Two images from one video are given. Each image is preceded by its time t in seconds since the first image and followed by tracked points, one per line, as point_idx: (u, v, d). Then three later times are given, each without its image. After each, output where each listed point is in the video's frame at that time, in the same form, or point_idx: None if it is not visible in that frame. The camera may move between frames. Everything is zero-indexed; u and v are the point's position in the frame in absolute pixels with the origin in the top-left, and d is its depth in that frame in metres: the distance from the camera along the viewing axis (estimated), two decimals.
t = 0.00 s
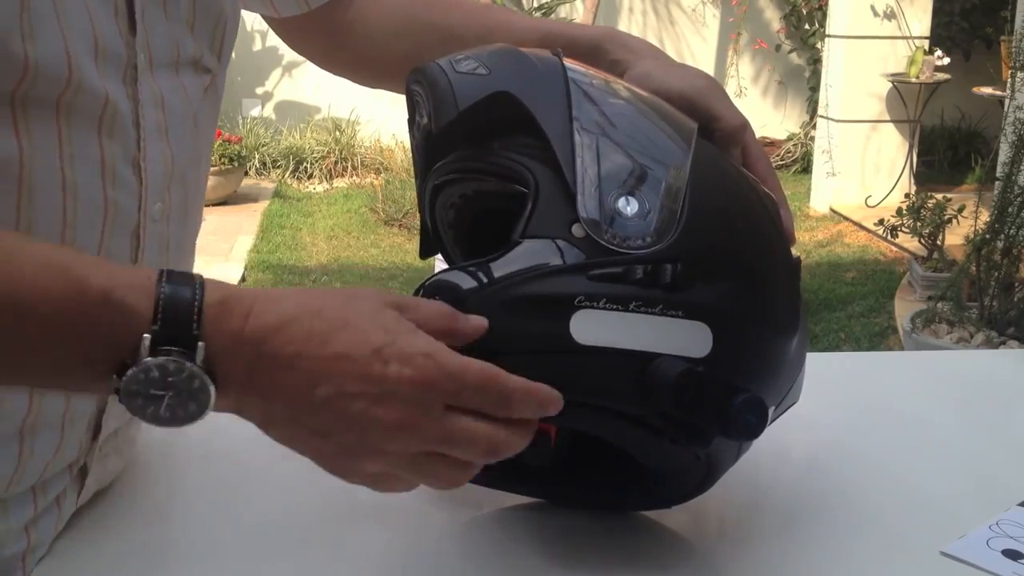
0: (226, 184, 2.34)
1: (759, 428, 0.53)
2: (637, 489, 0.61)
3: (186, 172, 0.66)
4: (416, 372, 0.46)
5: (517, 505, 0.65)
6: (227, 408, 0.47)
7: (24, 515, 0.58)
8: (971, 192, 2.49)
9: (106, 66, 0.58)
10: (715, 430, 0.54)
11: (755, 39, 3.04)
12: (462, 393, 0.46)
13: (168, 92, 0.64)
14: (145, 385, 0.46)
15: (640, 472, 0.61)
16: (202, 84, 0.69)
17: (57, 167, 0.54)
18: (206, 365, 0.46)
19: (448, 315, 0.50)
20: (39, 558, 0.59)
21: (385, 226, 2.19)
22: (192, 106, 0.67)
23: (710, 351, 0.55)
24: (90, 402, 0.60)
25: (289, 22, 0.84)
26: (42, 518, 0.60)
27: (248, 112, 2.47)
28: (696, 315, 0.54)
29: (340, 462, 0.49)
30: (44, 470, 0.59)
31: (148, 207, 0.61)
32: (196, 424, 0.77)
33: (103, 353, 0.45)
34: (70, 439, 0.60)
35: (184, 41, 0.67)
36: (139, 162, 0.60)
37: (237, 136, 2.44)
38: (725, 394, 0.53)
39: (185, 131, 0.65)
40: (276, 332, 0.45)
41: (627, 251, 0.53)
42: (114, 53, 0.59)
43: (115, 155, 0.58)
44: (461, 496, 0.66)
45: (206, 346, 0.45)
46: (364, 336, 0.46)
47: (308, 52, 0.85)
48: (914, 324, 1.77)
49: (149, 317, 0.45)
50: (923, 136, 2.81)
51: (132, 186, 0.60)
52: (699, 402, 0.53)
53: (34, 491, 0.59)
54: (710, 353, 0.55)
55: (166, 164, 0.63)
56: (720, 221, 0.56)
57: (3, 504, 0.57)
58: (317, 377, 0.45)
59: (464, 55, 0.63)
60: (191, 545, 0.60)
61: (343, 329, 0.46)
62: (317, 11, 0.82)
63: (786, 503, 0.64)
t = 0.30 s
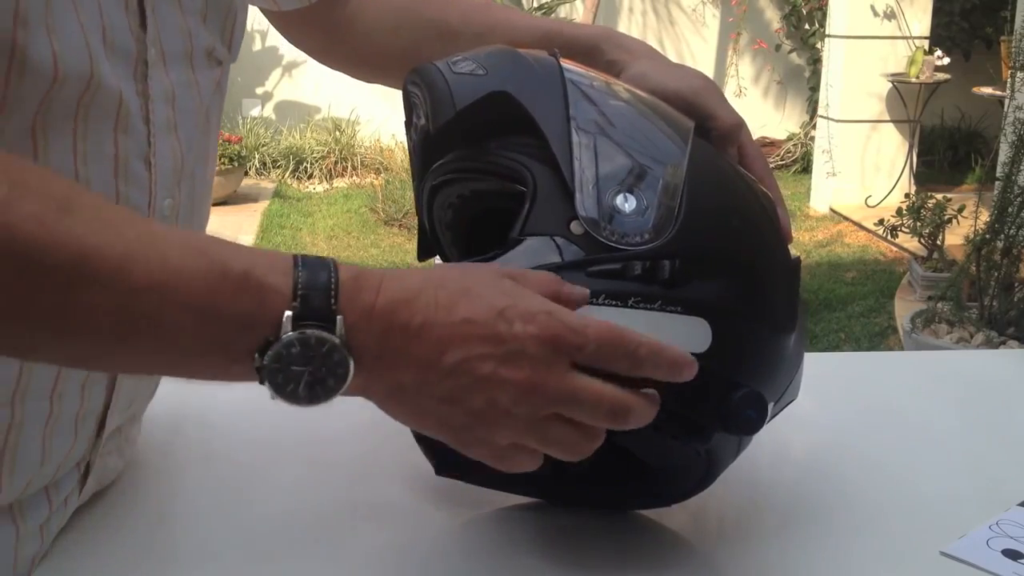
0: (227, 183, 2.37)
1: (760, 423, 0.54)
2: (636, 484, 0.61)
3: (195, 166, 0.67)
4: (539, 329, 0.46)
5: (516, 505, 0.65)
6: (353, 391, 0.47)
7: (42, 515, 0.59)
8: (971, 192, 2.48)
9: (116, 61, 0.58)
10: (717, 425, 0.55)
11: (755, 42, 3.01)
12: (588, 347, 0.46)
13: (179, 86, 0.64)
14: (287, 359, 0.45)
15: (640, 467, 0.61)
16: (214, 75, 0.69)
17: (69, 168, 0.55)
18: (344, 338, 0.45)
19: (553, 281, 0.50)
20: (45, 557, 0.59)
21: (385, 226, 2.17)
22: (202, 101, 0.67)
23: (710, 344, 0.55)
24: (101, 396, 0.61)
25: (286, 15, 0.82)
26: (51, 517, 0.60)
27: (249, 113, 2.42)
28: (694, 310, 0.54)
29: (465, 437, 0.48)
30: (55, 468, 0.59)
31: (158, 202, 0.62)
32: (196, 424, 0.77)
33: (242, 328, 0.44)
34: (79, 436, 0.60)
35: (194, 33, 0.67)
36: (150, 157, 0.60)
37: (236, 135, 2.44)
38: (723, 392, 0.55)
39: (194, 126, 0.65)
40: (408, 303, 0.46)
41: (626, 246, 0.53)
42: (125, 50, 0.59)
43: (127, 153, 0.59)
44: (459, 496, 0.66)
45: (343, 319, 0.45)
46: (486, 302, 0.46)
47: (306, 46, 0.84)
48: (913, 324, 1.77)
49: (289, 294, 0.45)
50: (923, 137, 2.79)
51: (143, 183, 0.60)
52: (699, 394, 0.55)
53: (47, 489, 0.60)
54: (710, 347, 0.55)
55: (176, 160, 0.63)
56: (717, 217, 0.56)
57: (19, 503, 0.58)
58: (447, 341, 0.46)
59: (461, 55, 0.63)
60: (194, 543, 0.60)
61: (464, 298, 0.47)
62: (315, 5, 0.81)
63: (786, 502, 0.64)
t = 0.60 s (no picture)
0: (226, 183, 2.36)
1: (756, 422, 0.52)
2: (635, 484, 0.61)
3: (194, 169, 0.67)
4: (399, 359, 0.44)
5: (513, 505, 0.65)
6: (290, 424, 0.46)
7: (38, 514, 0.59)
8: (970, 192, 2.48)
9: (114, 65, 0.59)
10: (713, 424, 0.53)
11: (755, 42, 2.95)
12: (455, 374, 0.44)
13: (178, 90, 0.64)
14: (140, 394, 0.46)
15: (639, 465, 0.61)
16: (211, 79, 0.69)
17: (67, 171, 0.55)
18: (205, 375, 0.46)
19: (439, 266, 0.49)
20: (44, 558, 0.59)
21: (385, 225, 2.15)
22: (200, 105, 0.67)
23: (707, 343, 0.55)
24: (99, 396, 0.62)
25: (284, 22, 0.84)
26: (49, 516, 0.60)
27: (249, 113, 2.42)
28: (691, 309, 0.54)
29: (352, 467, 0.47)
30: (53, 467, 0.59)
31: (158, 206, 0.62)
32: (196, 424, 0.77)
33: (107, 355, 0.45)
34: (78, 436, 0.61)
35: (191, 37, 0.68)
36: (148, 161, 0.61)
37: (235, 135, 2.45)
38: (720, 388, 0.53)
39: (192, 130, 0.66)
40: (272, 337, 0.45)
41: (616, 246, 0.53)
42: (123, 52, 0.60)
43: (124, 155, 0.59)
44: (457, 496, 0.66)
45: (203, 354, 0.45)
46: (352, 333, 0.45)
47: (300, 52, 0.86)
48: (913, 324, 1.77)
49: (150, 325, 0.46)
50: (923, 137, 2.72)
51: (141, 186, 0.60)
52: (696, 394, 0.53)
53: (43, 488, 0.60)
54: (707, 346, 0.55)
55: (174, 163, 0.63)
56: (712, 217, 0.56)
57: (14, 502, 0.58)
58: (314, 374, 0.45)
59: (457, 58, 0.63)
60: (192, 542, 0.60)
61: (330, 328, 0.45)
62: (314, 13, 0.83)
63: (785, 503, 0.64)
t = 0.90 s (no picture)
0: (227, 183, 2.37)
1: (758, 424, 0.52)
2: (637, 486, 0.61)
3: (194, 170, 0.67)
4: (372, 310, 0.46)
5: (515, 505, 0.65)
6: (301, 392, 0.47)
7: (39, 514, 0.59)
8: (971, 192, 2.48)
9: (110, 65, 0.59)
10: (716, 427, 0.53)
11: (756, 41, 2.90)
12: (425, 322, 0.46)
13: (177, 92, 0.64)
14: (91, 359, 0.47)
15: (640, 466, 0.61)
16: (210, 81, 0.70)
17: (65, 170, 0.56)
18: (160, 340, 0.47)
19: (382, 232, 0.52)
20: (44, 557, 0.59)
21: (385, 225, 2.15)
22: (199, 106, 0.67)
23: (709, 345, 0.55)
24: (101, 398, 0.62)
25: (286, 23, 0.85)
26: (50, 516, 0.60)
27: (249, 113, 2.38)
28: (694, 310, 0.54)
29: (324, 430, 0.48)
30: (55, 467, 0.60)
31: (158, 206, 0.62)
32: (196, 424, 0.77)
33: (52, 327, 0.47)
34: (79, 436, 0.61)
35: (190, 39, 0.68)
36: (147, 161, 0.61)
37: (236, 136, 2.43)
38: (723, 391, 0.53)
39: (193, 131, 0.66)
40: (230, 299, 0.46)
41: (623, 246, 0.53)
42: (120, 53, 0.60)
43: (123, 155, 0.59)
44: (459, 496, 0.66)
45: (155, 318, 0.47)
46: (312, 292, 0.47)
47: (303, 54, 0.87)
48: (914, 324, 1.77)
49: (98, 293, 0.47)
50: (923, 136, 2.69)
51: (140, 186, 0.60)
52: (699, 396, 0.53)
53: (44, 487, 0.60)
54: (709, 348, 0.55)
55: (174, 164, 0.63)
56: (715, 218, 0.56)
57: (14, 500, 0.58)
58: (281, 334, 0.46)
59: (459, 55, 0.63)
60: (191, 542, 0.60)
61: (290, 290, 0.47)
62: (316, 16, 0.83)
63: (785, 504, 0.64)
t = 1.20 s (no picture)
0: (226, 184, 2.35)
1: (757, 424, 0.52)
2: (637, 486, 0.61)
3: (198, 171, 0.67)
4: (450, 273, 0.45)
5: (515, 505, 0.65)
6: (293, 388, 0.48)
7: (44, 517, 0.59)
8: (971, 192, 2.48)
9: (117, 67, 0.59)
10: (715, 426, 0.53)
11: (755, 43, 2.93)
12: (504, 271, 0.45)
13: (182, 93, 0.64)
14: (195, 340, 0.46)
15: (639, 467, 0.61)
16: (214, 82, 0.70)
17: (73, 173, 0.55)
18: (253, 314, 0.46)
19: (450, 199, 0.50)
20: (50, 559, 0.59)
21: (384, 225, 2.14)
22: (204, 107, 0.67)
23: (708, 345, 0.55)
24: (107, 400, 0.62)
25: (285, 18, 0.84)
26: (55, 518, 0.60)
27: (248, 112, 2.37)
28: (691, 310, 0.54)
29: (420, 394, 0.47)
30: (61, 468, 0.60)
31: (162, 207, 0.62)
32: (196, 424, 0.77)
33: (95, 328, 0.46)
34: (85, 438, 0.61)
35: (196, 39, 0.68)
36: (153, 162, 0.61)
37: (236, 136, 2.42)
38: (722, 390, 0.53)
39: (197, 132, 0.66)
40: (316, 270, 0.46)
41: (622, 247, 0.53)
42: (126, 55, 0.60)
43: (130, 157, 0.59)
44: (460, 496, 0.66)
45: (251, 295, 0.46)
46: (393, 254, 0.46)
47: (304, 49, 0.86)
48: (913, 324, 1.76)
49: (193, 277, 0.46)
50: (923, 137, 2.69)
51: (146, 187, 0.60)
52: (698, 396, 0.53)
53: (49, 489, 0.60)
54: (708, 348, 0.55)
55: (180, 165, 0.63)
56: (714, 218, 0.57)
57: (22, 504, 0.58)
58: (366, 299, 0.45)
59: (457, 56, 0.63)
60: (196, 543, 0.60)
61: (374, 255, 0.46)
62: (313, 9, 0.83)
63: (787, 504, 0.64)
